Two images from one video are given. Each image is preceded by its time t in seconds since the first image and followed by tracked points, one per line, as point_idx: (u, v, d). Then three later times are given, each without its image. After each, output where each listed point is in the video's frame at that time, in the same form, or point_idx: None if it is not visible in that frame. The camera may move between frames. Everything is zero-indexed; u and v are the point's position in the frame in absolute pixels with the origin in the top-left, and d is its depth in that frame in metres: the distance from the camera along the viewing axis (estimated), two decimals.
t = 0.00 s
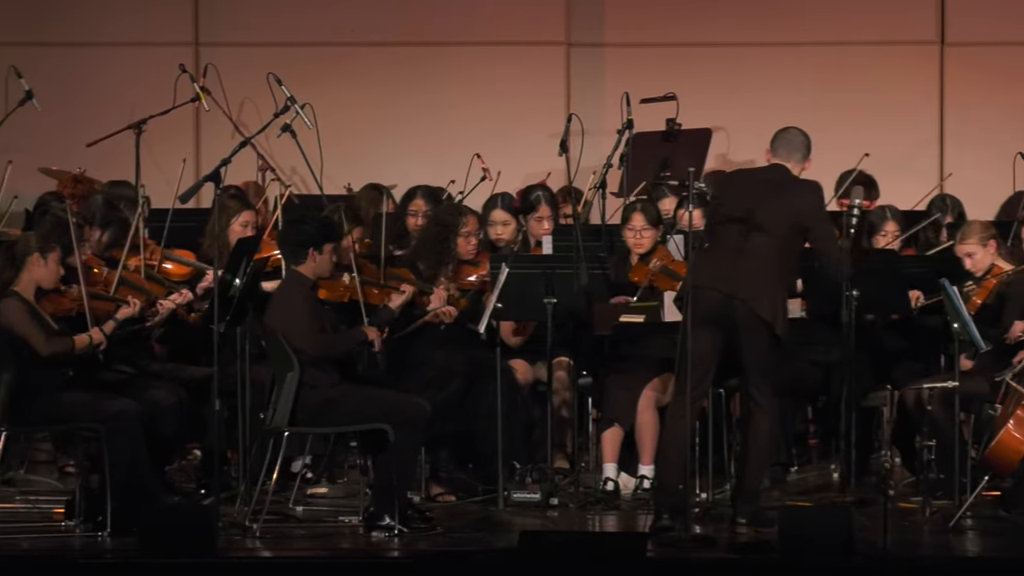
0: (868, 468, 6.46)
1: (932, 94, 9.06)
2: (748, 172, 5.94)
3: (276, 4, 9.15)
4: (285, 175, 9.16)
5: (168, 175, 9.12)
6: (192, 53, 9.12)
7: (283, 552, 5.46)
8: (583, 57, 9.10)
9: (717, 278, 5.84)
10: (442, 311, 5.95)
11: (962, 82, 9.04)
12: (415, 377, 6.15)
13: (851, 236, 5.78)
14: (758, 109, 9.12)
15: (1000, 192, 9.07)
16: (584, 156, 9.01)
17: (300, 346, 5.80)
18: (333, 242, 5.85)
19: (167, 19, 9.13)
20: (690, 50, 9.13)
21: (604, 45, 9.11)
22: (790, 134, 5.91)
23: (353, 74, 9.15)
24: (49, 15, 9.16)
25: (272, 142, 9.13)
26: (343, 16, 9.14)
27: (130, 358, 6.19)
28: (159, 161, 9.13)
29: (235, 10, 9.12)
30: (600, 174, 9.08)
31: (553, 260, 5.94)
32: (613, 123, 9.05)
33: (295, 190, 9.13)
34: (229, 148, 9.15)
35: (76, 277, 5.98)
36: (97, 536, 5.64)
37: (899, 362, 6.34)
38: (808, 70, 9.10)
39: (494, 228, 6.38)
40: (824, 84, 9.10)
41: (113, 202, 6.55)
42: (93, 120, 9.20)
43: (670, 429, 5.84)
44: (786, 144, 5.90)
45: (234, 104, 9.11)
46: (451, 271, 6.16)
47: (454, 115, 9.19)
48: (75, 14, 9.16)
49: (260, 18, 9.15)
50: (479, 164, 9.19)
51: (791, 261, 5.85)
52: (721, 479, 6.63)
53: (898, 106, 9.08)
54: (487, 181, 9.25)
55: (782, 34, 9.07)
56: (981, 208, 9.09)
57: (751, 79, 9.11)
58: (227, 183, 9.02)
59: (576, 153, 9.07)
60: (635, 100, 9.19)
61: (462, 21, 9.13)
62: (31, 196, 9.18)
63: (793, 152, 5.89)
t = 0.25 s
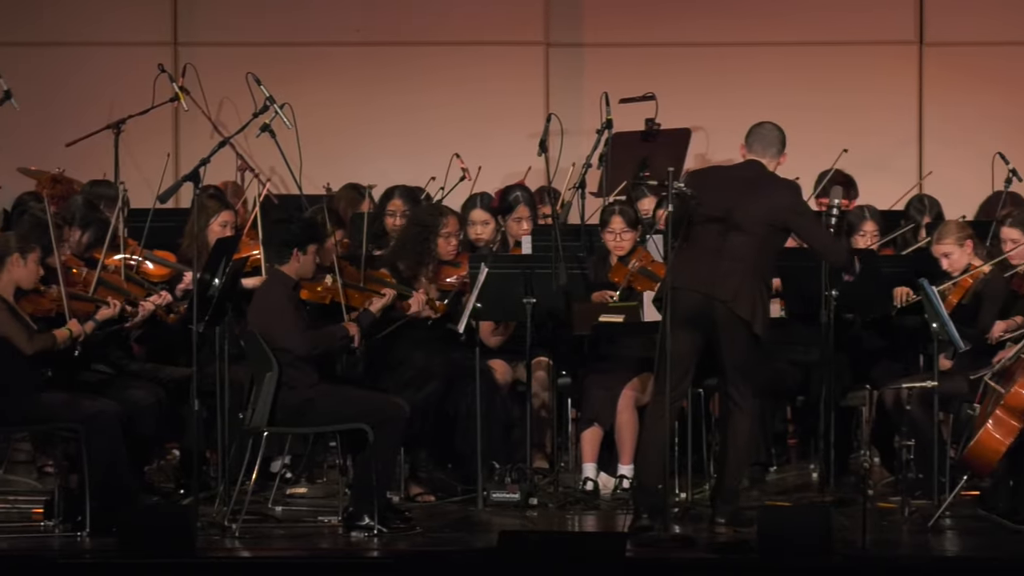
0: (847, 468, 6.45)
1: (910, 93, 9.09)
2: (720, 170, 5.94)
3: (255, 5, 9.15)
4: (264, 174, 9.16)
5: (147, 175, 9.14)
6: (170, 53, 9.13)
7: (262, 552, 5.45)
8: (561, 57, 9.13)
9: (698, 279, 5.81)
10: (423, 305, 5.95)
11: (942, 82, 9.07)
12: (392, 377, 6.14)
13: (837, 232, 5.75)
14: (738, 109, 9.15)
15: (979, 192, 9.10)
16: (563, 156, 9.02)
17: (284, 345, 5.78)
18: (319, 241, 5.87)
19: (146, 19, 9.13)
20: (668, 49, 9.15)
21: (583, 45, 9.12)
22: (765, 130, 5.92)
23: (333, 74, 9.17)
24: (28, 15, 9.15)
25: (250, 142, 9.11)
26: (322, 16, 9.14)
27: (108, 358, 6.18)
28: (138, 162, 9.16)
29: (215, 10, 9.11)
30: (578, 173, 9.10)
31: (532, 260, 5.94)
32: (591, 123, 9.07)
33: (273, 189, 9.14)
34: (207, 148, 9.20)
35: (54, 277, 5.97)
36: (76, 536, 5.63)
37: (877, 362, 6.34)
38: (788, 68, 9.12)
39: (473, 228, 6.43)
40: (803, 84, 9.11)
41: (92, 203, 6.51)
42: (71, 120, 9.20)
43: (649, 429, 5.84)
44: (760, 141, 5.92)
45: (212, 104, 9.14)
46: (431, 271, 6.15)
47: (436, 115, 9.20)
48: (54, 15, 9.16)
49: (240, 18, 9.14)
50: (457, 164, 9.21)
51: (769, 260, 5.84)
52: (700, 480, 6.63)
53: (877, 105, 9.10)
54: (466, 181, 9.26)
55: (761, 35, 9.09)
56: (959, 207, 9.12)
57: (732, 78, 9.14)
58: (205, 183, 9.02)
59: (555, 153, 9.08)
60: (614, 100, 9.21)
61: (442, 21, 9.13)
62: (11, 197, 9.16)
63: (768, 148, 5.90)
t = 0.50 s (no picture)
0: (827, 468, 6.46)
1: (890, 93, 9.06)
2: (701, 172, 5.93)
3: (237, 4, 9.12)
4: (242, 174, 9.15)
5: (127, 175, 9.13)
6: (150, 53, 9.11)
7: (241, 552, 5.44)
8: (542, 57, 9.07)
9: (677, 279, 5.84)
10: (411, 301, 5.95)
11: (924, 82, 9.06)
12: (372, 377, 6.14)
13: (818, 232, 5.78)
14: (720, 110, 9.14)
15: (958, 192, 9.09)
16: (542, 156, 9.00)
17: (271, 344, 5.76)
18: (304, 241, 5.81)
19: (126, 19, 9.11)
20: (649, 49, 9.11)
21: (563, 45, 9.07)
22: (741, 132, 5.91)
23: (314, 73, 9.15)
24: (8, 15, 9.14)
25: (230, 142, 9.12)
26: (302, 15, 9.12)
27: (88, 358, 6.17)
28: (118, 161, 9.14)
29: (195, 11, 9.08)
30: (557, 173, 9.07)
31: (512, 260, 5.93)
32: (571, 123, 9.05)
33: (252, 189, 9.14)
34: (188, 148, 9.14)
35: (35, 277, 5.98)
36: (55, 536, 5.62)
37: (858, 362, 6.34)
38: (766, 70, 9.10)
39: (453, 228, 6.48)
40: (786, 84, 9.11)
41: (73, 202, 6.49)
42: (52, 120, 9.20)
43: (629, 430, 5.84)
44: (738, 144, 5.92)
45: (192, 104, 9.10)
46: (412, 272, 6.23)
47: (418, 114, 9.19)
48: (34, 15, 9.14)
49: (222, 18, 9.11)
50: (437, 163, 9.18)
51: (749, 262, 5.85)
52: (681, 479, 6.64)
53: (859, 106, 9.09)
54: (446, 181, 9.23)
55: (743, 35, 9.07)
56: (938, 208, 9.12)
57: (713, 77, 9.13)
58: (184, 183, 8.98)
59: (534, 153, 9.04)
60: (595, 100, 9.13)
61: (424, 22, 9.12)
62: None
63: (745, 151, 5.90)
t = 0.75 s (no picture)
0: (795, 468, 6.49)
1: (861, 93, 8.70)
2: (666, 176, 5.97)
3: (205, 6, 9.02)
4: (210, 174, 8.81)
5: (95, 175, 8.82)
6: (119, 53, 8.79)
7: (211, 552, 5.51)
8: (511, 57, 8.73)
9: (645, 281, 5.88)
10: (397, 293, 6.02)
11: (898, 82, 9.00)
12: (341, 377, 6.14)
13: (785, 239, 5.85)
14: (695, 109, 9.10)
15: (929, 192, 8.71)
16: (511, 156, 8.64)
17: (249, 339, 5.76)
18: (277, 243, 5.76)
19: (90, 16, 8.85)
20: (624, 48, 8.75)
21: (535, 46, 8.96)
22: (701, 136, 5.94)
23: (280, 73, 8.82)
24: None
25: (199, 142, 8.76)
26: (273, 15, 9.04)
27: (57, 358, 6.18)
28: (87, 162, 8.83)
29: (162, 8, 8.77)
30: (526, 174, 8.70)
31: (482, 259, 5.92)
32: (541, 122, 8.67)
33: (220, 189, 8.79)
34: (156, 149, 8.86)
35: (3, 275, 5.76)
36: (23, 536, 5.63)
37: (826, 362, 6.35)
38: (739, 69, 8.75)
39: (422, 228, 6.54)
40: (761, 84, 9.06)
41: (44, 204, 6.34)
42: (18, 119, 8.88)
43: (599, 431, 5.85)
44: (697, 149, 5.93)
45: (161, 104, 8.80)
46: (381, 273, 6.19)
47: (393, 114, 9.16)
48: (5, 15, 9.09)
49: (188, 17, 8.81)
50: (406, 164, 8.82)
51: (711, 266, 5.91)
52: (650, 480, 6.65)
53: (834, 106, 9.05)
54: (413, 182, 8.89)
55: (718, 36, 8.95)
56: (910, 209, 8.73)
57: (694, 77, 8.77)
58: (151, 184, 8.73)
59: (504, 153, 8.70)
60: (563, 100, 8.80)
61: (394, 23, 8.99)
62: None
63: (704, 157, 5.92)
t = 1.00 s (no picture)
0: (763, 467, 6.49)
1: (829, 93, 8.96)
2: (614, 160, 5.89)
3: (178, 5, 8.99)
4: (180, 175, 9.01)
5: (62, 175, 9.01)
6: (87, 53, 8.98)
7: (180, 552, 5.52)
8: (478, 57, 8.96)
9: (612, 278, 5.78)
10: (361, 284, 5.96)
11: (872, 83, 8.95)
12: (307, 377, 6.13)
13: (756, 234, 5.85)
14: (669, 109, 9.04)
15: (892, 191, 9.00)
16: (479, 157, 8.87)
17: (226, 329, 5.76)
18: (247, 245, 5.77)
19: (62, 18, 8.97)
20: (597, 49, 8.99)
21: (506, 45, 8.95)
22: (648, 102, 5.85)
23: (246, 72, 9.03)
24: None
25: (167, 141, 9.00)
26: (240, 15, 9.02)
27: (24, 358, 6.18)
28: (54, 161, 9.02)
29: (136, 9, 8.97)
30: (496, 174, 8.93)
31: (449, 260, 5.92)
32: (508, 123, 8.91)
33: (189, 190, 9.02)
34: (124, 148, 9.02)
35: None
36: None
37: (794, 362, 6.39)
38: (719, 69, 8.98)
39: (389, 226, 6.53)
40: (735, 85, 8.99)
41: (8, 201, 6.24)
42: None
43: (566, 431, 5.81)
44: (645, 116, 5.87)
45: (129, 104, 8.99)
46: (347, 271, 6.20)
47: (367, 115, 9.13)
48: None
49: (160, 18, 8.99)
50: (374, 163, 9.06)
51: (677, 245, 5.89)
52: (618, 479, 6.66)
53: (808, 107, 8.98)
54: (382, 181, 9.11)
55: (689, 35, 8.97)
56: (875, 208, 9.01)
57: (659, 81, 8.99)
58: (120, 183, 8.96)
59: (471, 153, 8.92)
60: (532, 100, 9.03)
61: (366, 22, 9.00)
62: None
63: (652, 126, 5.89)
